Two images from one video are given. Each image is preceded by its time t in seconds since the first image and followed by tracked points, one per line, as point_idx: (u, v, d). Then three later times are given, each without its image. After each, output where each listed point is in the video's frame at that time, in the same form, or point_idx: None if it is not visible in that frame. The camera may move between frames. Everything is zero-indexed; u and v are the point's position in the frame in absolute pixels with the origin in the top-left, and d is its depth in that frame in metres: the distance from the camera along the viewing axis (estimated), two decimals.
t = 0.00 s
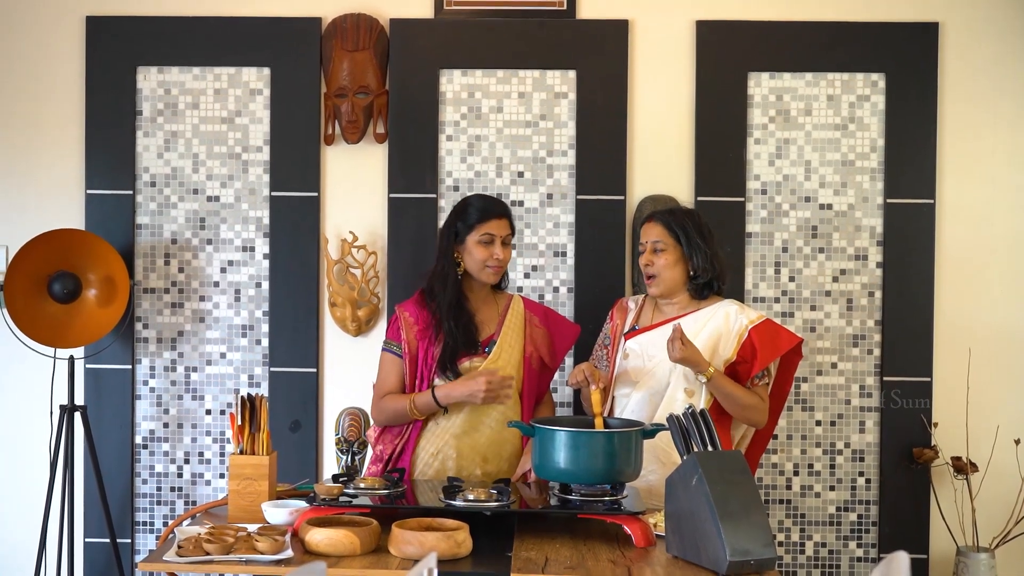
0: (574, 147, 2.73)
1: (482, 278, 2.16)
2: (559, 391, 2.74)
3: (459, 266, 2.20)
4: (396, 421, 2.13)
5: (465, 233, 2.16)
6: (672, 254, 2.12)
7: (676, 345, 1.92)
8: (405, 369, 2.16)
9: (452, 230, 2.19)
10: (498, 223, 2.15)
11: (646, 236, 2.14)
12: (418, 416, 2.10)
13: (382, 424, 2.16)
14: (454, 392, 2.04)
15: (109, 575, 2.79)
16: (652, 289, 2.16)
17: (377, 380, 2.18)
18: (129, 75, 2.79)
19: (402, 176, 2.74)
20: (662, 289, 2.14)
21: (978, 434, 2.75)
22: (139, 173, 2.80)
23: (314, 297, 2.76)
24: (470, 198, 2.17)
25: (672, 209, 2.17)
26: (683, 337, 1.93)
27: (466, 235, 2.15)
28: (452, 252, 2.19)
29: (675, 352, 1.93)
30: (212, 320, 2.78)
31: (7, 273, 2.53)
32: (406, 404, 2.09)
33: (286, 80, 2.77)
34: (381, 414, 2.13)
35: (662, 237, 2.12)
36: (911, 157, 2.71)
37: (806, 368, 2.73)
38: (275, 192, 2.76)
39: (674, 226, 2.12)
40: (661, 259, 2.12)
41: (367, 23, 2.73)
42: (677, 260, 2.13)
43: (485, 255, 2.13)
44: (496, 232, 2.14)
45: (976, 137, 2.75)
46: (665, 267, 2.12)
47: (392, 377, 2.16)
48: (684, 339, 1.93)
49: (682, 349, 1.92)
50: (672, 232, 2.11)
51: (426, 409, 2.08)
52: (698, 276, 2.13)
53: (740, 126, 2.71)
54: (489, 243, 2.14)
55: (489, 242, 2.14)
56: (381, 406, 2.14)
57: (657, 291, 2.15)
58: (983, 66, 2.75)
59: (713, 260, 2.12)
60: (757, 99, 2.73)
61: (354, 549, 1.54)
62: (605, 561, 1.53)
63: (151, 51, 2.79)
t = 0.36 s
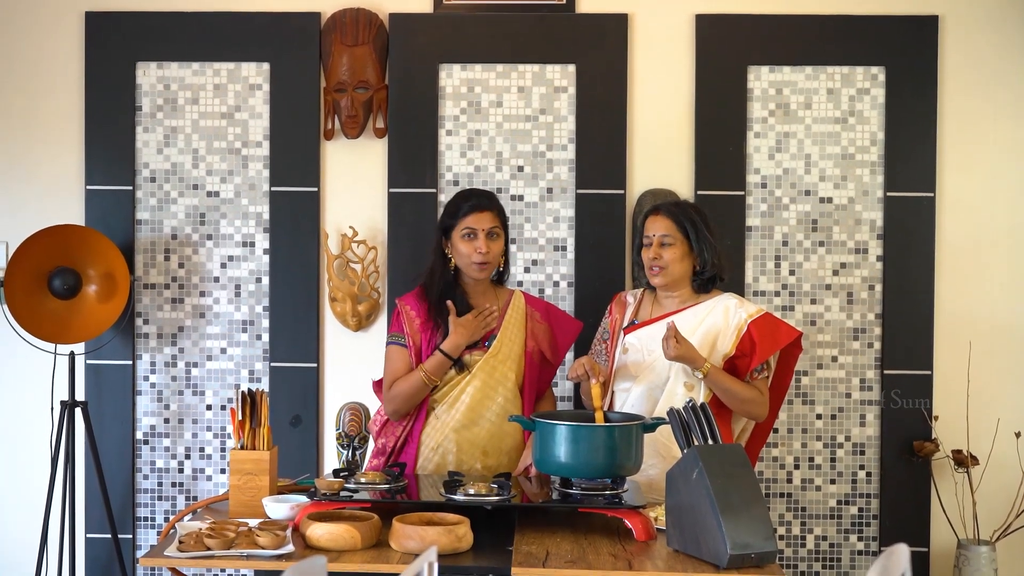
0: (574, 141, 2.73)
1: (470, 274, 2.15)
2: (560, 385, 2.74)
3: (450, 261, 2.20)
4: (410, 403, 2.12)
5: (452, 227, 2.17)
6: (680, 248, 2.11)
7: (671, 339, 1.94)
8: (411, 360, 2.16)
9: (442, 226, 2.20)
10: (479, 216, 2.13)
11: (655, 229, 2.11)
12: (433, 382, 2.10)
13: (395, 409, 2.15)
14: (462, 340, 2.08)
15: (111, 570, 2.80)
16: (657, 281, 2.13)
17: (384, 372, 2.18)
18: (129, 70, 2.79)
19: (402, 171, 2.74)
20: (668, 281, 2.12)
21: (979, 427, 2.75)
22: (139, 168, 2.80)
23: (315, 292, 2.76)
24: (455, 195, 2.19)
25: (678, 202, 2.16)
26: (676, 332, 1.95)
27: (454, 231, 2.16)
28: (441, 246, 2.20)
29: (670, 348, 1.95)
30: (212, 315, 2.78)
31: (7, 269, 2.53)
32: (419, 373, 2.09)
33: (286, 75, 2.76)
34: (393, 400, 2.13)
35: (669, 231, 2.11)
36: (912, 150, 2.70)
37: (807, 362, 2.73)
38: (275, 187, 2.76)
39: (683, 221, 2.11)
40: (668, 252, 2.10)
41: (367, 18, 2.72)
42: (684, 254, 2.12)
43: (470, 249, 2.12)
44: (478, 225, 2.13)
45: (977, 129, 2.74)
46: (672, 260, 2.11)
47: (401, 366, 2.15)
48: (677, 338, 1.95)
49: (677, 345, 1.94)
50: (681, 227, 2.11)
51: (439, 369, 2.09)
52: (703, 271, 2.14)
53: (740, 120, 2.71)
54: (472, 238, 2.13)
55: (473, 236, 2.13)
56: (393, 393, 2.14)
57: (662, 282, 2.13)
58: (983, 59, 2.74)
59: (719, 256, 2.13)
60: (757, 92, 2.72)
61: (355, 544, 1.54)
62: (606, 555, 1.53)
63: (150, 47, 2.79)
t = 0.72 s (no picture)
0: (572, 135, 2.72)
1: (482, 266, 2.16)
2: (558, 380, 2.73)
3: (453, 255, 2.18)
4: (409, 401, 2.13)
5: (459, 222, 2.15)
6: (665, 242, 2.11)
7: (665, 339, 1.94)
8: (408, 358, 2.16)
9: (445, 220, 2.17)
10: (490, 210, 2.14)
11: (642, 225, 2.14)
12: (431, 379, 2.10)
13: (395, 408, 2.15)
14: (456, 336, 2.09)
15: (110, 565, 2.80)
16: (647, 276, 2.15)
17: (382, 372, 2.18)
18: (126, 65, 2.78)
19: (399, 165, 2.73)
20: (657, 276, 2.14)
21: (977, 420, 2.75)
22: (137, 163, 2.79)
23: (313, 287, 2.75)
24: (452, 189, 2.16)
25: (667, 197, 2.16)
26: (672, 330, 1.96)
27: (462, 227, 2.14)
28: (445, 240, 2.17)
29: (666, 348, 1.95)
30: (211, 310, 2.78)
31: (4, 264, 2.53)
32: (416, 371, 2.09)
33: (283, 70, 2.76)
34: (392, 400, 2.14)
35: (656, 226, 2.12)
36: (910, 144, 2.70)
37: (805, 356, 2.73)
38: (273, 182, 2.75)
39: (668, 215, 2.11)
40: (654, 248, 2.12)
41: (364, 12, 2.71)
42: (670, 248, 2.12)
43: (485, 243, 2.13)
44: (491, 220, 2.14)
45: (975, 122, 2.74)
46: (658, 253, 2.12)
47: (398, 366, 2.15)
48: (673, 335, 1.95)
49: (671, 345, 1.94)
50: (666, 221, 2.11)
51: (435, 366, 2.09)
52: (692, 263, 2.12)
53: (738, 114, 2.70)
54: (486, 231, 2.14)
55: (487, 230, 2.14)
56: (391, 392, 2.14)
57: (651, 277, 2.15)
58: (981, 53, 2.74)
59: (706, 247, 2.11)
60: (754, 86, 2.71)
61: (353, 539, 1.54)
62: (605, 550, 1.53)
63: (147, 42, 2.78)
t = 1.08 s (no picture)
0: (571, 132, 2.72)
1: (494, 264, 2.16)
2: (557, 377, 2.73)
3: (466, 252, 2.18)
4: (413, 400, 2.12)
5: (475, 220, 2.15)
6: (661, 239, 2.11)
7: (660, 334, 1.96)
8: (412, 356, 2.15)
9: (461, 216, 2.16)
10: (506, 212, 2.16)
11: (636, 224, 2.14)
12: (436, 378, 2.09)
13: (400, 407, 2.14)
14: (463, 335, 2.08)
15: (110, 563, 2.80)
16: (646, 274, 2.15)
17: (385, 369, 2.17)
18: (124, 63, 2.78)
19: (398, 163, 2.73)
20: (656, 273, 2.14)
21: (976, 416, 2.75)
22: (136, 161, 2.79)
23: (312, 285, 2.75)
24: (464, 187, 2.18)
25: (660, 194, 2.16)
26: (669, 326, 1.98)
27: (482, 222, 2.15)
28: (462, 237, 2.16)
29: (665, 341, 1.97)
30: (210, 308, 2.78)
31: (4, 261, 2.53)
32: (421, 371, 2.07)
33: (282, 67, 2.75)
34: (395, 398, 2.12)
35: (652, 224, 2.12)
36: (909, 140, 2.70)
37: (804, 352, 2.73)
38: (272, 179, 2.75)
39: (661, 211, 2.11)
40: (651, 245, 2.12)
41: (362, 10, 2.71)
42: (667, 245, 2.12)
43: (501, 242, 2.15)
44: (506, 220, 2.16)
45: (974, 118, 2.74)
46: (657, 250, 2.12)
47: (402, 362, 2.14)
48: (669, 331, 1.97)
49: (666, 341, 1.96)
50: (660, 218, 2.11)
51: (441, 365, 2.07)
52: (689, 259, 2.12)
53: (738, 110, 2.70)
54: (502, 230, 2.15)
55: (502, 230, 2.15)
56: (395, 390, 2.12)
57: (651, 276, 2.15)
58: (981, 49, 2.73)
59: (702, 241, 2.11)
60: (754, 83, 2.71)
61: (353, 536, 1.54)
62: (604, 547, 1.53)
63: (145, 39, 2.78)
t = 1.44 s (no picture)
0: (570, 129, 2.71)
1: (485, 270, 2.15)
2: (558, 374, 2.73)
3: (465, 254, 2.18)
4: (414, 399, 2.11)
5: (473, 225, 2.12)
6: (661, 236, 2.11)
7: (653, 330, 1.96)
8: (417, 355, 2.14)
9: (462, 217, 2.14)
10: (509, 220, 2.11)
11: (634, 222, 2.13)
12: (436, 382, 2.08)
13: (403, 404, 2.13)
14: (468, 341, 2.03)
15: (110, 561, 2.80)
16: (645, 272, 2.14)
17: (389, 363, 2.15)
18: (123, 61, 2.77)
19: (397, 160, 2.72)
20: (655, 271, 2.13)
21: (976, 412, 2.75)
22: (135, 159, 2.79)
23: (311, 282, 2.75)
24: (484, 187, 2.12)
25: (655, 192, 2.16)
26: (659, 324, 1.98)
27: (476, 228, 2.12)
28: (458, 239, 2.15)
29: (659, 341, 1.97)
30: (209, 306, 2.78)
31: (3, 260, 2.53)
32: (424, 372, 2.06)
33: (281, 65, 2.75)
34: (399, 396, 2.11)
35: (650, 221, 2.11)
36: (909, 135, 2.69)
37: (804, 348, 2.72)
38: (271, 177, 2.75)
39: (659, 208, 2.11)
40: (650, 243, 2.11)
41: (361, 6, 2.71)
42: (667, 241, 2.12)
43: (492, 250, 2.11)
44: (504, 230, 2.10)
45: (974, 113, 2.73)
46: (655, 248, 2.11)
47: (406, 360, 2.13)
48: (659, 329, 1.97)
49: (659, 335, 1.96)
50: (658, 215, 2.10)
51: (444, 369, 2.06)
52: (688, 255, 2.12)
53: (737, 106, 2.70)
54: (496, 239, 2.11)
55: (496, 239, 2.11)
56: (398, 387, 2.11)
57: (650, 274, 2.14)
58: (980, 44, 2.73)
59: (701, 237, 2.11)
60: (753, 79, 2.71)
61: (353, 534, 1.54)
62: (604, 544, 1.53)
63: (143, 37, 2.77)
